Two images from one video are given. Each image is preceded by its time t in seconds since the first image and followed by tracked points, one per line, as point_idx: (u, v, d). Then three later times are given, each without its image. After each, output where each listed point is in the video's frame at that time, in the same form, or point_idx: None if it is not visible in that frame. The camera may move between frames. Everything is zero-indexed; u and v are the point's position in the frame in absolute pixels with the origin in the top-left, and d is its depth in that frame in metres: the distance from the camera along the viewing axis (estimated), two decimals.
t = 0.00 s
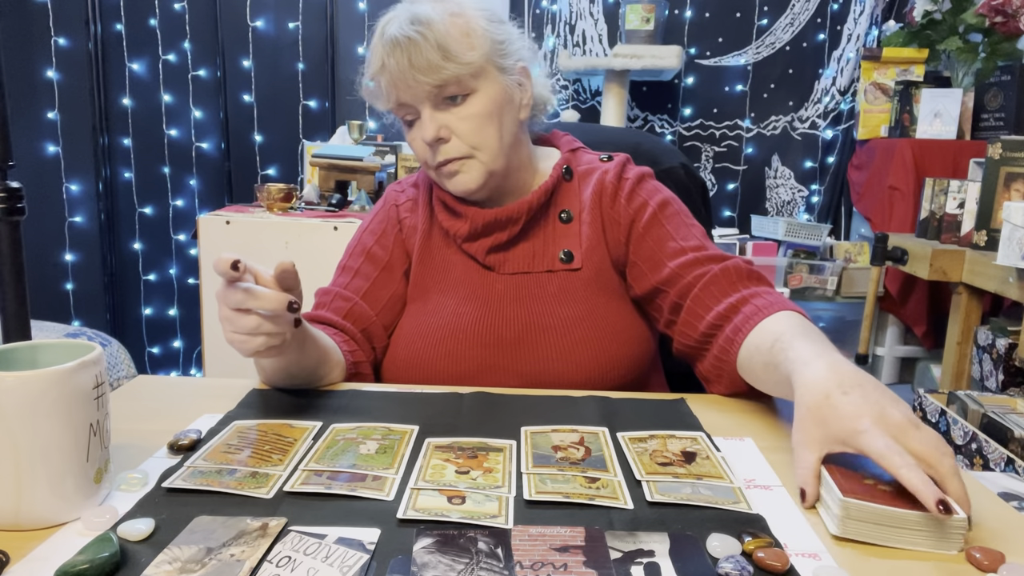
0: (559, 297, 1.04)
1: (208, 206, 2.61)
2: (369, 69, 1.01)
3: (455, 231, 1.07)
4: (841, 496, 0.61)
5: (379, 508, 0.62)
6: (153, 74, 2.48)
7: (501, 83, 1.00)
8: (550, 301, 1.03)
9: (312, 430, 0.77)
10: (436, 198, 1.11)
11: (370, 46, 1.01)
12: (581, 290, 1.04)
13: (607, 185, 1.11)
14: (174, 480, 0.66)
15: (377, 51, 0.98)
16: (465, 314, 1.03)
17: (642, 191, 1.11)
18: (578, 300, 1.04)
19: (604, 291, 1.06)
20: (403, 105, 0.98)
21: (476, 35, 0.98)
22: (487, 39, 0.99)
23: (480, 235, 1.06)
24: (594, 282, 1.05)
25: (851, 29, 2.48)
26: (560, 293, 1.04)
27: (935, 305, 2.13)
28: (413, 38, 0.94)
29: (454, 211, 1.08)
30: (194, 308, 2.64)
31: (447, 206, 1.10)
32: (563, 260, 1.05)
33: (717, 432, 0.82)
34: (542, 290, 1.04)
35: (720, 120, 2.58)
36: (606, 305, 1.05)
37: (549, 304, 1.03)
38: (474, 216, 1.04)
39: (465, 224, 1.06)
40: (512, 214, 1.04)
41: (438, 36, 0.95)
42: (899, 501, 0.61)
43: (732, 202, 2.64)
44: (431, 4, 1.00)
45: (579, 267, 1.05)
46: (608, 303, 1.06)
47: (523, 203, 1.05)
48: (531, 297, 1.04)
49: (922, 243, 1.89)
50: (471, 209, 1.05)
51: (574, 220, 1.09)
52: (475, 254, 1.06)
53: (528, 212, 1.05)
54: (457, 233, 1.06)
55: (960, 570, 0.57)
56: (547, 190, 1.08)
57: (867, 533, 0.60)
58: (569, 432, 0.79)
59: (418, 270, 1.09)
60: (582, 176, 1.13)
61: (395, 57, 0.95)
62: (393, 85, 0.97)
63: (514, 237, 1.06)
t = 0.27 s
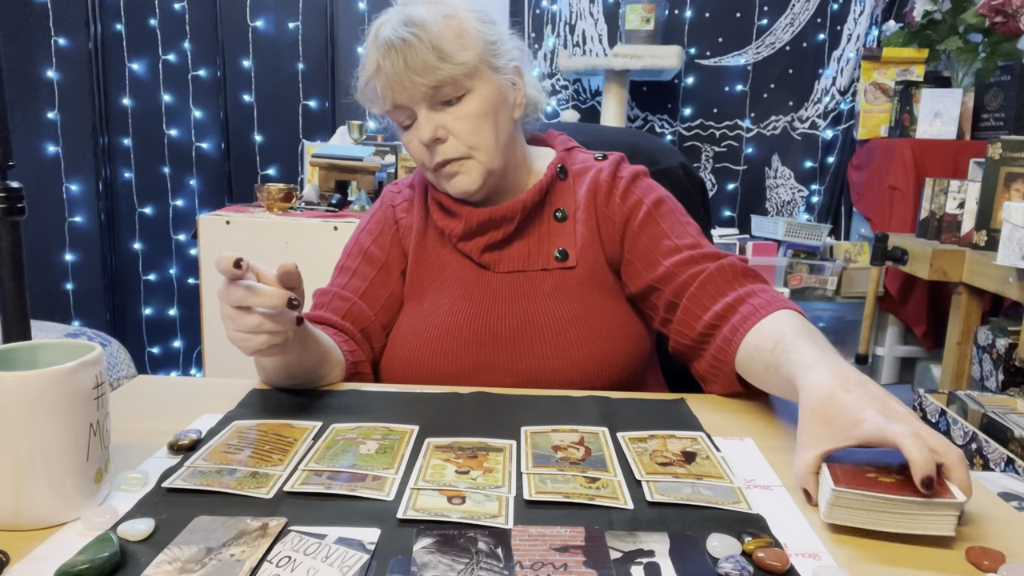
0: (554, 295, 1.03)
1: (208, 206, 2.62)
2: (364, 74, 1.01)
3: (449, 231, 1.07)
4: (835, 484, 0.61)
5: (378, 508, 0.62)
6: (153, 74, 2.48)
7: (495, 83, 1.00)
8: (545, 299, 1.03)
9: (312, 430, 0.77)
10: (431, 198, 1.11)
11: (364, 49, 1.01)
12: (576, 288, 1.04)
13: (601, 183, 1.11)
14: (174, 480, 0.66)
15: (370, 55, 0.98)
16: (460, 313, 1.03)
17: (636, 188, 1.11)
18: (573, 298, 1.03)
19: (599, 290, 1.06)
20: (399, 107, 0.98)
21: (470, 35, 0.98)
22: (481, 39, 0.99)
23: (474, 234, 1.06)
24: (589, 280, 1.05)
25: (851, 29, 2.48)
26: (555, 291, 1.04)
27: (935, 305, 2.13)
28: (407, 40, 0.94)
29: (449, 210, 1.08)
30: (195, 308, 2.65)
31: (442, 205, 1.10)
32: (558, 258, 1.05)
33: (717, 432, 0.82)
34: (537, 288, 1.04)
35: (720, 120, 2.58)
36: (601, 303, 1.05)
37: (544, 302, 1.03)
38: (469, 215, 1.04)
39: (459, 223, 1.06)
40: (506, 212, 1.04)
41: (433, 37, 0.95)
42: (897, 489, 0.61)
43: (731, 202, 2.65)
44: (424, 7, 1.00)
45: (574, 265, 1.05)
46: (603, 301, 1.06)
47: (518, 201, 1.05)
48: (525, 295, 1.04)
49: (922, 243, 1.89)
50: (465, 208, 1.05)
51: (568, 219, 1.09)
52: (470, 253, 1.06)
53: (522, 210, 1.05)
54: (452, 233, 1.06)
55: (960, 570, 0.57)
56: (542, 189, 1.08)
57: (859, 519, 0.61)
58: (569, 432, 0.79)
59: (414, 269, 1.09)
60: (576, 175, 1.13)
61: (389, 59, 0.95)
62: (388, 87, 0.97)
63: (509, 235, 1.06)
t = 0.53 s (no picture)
0: (556, 294, 1.03)
1: (208, 206, 2.63)
2: (369, 72, 1.01)
3: (451, 229, 1.07)
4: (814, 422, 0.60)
5: (378, 508, 0.62)
6: (153, 74, 2.48)
7: (499, 81, 1.00)
8: (546, 298, 1.03)
9: (312, 430, 0.77)
10: (432, 197, 1.11)
11: (370, 46, 1.01)
12: (577, 287, 1.04)
13: (603, 183, 1.11)
14: (174, 480, 0.66)
15: (376, 52, 0.98)
16: (462, 312, 1.03)
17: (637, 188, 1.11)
18: (574, 296, 1.03)
19: (600, 288, 1.06)
20: (404, 103, 0.99)
21: (475, 32, 0.98)
22: (486, 36, 0.99)
23: (476, 232, 1.06)
24: (590, 279, 1.05)
25: (851, 29, 2.48)
26: (557, 289, 1.04)
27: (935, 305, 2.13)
28: (414, 36, 0.94)
29: (450, 209, 1.09)
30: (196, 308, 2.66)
31: (443, 204, 1.10)
32: (560, 257, 1.05)
33: (717, 432, 0.82)
34: (538, 287, 1.04)
35: (720, 120, 2.58)
36: (603, 302, 1.05)
37: (545, 301, 1.03)
38: (470, 213, 1.05)
39: (461, 221, 1.06)
40: (508, 211, 1.04)
41: (440, 33, 0.95)
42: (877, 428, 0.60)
43: (731, 202, 2.65)
44: (429, 4, 1.00)
45: (576, 264, 1.05)
46: (604, 300, 1.06)
47: (520, 200, 1.05)
48: (527, 294, 1.04)
49: (922, 243, 1.89)
50: (467, 206, 1.05)
51: (570, 218, 1.08)
52: (472, 252, 1.07)
53: (525, 209, 1.05)
54: (453, 231, 1.06)
55: (960, 569, 0.57)
56: (544, 188, 1.08)
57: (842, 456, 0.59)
58: (569, 432, 0.79)
59: (416, 268, 1.09)
60: (578, 174, 1.13)
61: (397, 55, 0.95)
62: (395, 83, 0.97)
63: (511, 234, 1.06)
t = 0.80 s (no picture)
0: (562, 292, 1.04)
1: (208, 206, 2.61)
2: (384, 60, 1.01)
3: (459, 224, 1.07)
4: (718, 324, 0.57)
5: (378, 508, 0.62)
6: (153, 74, 2.48)
7: (514, 77, 1.01)
8: (552, 296, 1.04)
9: (312, 430, 0.77)
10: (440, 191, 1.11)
11: (387, 35, 1.01)
12: (584, 286, 1.05)
13: (611, 184, 1.12)
14: (174, 480, 0.66)
15: (393, 40, 0.98)
16: (467, 308, 1.03)
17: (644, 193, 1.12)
18: (581, 295, 1.04)
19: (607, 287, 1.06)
20: (418, 93, 0.98)
21: (493, 26, 0.99)
22: (503, 31, 1.00)
23: (483, 229, 1.06)
24: (596, 278, 1.05)
25: (851, 29, 2.48)
26: (564, 287, 1.04)
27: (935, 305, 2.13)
28: (434, 26, 0.95)
29: (457, 205, 1.09)
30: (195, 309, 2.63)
31: (451, 200, 1.10)
32: (567, 256, 1.06)
33: (717, 432, 0.82)
34: (545, 285, 1.05)
35: (720, 120, 2.58)
36: (609, 302, 1.05)
37: (551, 299, 1.03)
38: (479, 209, 1.05)
39: (469, 217, 1.06)
40: (517, 208, 1.05)
41: (459, 24, 0.96)
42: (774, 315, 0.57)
43: (732, 202, 2.65)
44: None
45: (583, 263, 1.06)
46: (610, 300, 1.05)
47: (528, 198, 1.06)
48: (533, 292, 1.04)
49: (922, 243, 1.89)
50: (476, 202, 1.05)
51: (578, 217, 1.09)
52: (478, 248, 1.07)
53: (532, 207, 1.06)
54: (461, 226, 1.07)
55: (960, 569, 0.57)
56: (552, 186, 1.08)
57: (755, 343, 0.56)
58: (569, 432, 0.78)
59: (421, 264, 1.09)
60: (586, 174, 1.13)
61: (415, 43, 0.95)
62: (411, 72, 0.97)
63: (518, 232, 1.07)
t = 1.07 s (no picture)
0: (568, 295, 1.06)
1: (208, 205, 2.61)
2: (392, 58, 1.01)
3: (466, 222, 1.07)
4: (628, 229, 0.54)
5: (378, 508, 0.62)
6: (153, 74, 2.48)
7: (522, 78, 1.01)
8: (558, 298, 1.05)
9: (312, 430, 0.77)
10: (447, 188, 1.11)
11: (395, 34, 1.01)
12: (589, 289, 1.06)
13: (619, 191, 1.12)
14: (174, 480, 0.66)
15: (401, 39, 0.98)
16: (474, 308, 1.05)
17: (652, 203, 1.12)
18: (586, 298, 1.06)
19: (610, 291, 1.08)
20: (425, 91, 0.98)
21: (502, 27, 0.99)
22: (511, 32, 1.00)
23: (489, 226, 1.07)
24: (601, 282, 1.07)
25: (851, 29, 2.47)
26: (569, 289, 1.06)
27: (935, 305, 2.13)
28: (442, 25, 0.95)
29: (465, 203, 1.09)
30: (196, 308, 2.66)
31: (458, 197, 1.10)
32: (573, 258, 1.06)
33: (717, 432, 0.82)
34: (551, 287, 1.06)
35: (720, 120, 2.58)
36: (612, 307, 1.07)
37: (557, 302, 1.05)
38: (485, 206, 1.05)
39: (476, 214, 1.06)
40: (523, 207, 1.05)
41: (467, 25, 0.96)
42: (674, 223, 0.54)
43: (731, 202, 2.65)
44: None
45: (588, 265, 1.06)
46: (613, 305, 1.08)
47: (536, 197, 1.05)
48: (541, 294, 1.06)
49: (922, 243, 1.89)
50: (483, 199, 1.06)
51: (584, 220, 1.09)
52: (485, 246, 1.08)
53: (539, 207, 1.05)
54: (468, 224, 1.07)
55: (960, 569, 0.57)
56: (560, 187, 1.07)
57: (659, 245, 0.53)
58: (569, 432, 0.78)
59: (430, 264, 1.10)
60: (594, 178, 1.13)
61: (423, 41, 0.95)
62: (418, 70, 0.97)
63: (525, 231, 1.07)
